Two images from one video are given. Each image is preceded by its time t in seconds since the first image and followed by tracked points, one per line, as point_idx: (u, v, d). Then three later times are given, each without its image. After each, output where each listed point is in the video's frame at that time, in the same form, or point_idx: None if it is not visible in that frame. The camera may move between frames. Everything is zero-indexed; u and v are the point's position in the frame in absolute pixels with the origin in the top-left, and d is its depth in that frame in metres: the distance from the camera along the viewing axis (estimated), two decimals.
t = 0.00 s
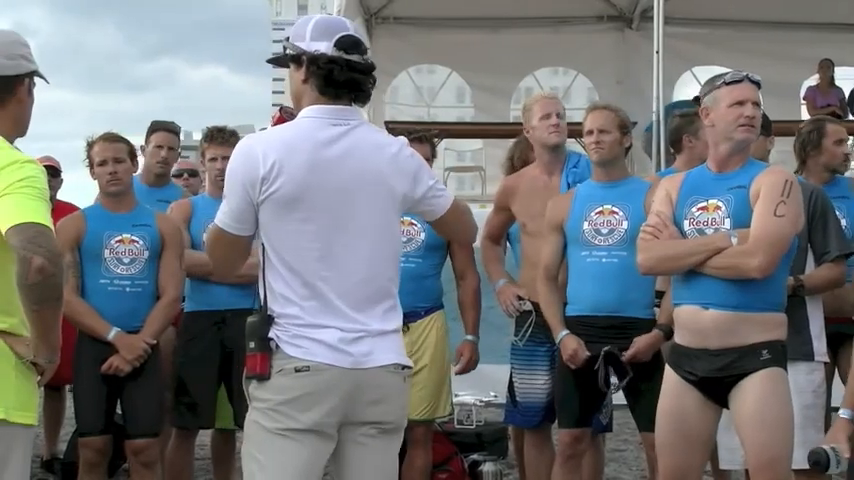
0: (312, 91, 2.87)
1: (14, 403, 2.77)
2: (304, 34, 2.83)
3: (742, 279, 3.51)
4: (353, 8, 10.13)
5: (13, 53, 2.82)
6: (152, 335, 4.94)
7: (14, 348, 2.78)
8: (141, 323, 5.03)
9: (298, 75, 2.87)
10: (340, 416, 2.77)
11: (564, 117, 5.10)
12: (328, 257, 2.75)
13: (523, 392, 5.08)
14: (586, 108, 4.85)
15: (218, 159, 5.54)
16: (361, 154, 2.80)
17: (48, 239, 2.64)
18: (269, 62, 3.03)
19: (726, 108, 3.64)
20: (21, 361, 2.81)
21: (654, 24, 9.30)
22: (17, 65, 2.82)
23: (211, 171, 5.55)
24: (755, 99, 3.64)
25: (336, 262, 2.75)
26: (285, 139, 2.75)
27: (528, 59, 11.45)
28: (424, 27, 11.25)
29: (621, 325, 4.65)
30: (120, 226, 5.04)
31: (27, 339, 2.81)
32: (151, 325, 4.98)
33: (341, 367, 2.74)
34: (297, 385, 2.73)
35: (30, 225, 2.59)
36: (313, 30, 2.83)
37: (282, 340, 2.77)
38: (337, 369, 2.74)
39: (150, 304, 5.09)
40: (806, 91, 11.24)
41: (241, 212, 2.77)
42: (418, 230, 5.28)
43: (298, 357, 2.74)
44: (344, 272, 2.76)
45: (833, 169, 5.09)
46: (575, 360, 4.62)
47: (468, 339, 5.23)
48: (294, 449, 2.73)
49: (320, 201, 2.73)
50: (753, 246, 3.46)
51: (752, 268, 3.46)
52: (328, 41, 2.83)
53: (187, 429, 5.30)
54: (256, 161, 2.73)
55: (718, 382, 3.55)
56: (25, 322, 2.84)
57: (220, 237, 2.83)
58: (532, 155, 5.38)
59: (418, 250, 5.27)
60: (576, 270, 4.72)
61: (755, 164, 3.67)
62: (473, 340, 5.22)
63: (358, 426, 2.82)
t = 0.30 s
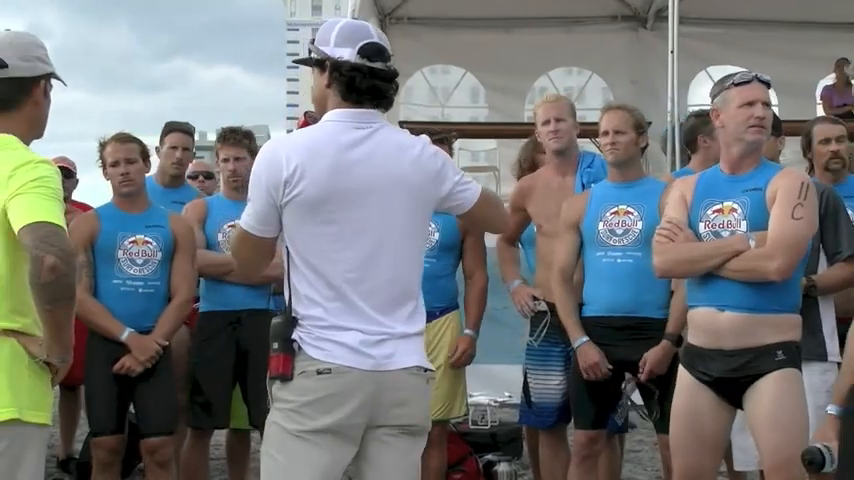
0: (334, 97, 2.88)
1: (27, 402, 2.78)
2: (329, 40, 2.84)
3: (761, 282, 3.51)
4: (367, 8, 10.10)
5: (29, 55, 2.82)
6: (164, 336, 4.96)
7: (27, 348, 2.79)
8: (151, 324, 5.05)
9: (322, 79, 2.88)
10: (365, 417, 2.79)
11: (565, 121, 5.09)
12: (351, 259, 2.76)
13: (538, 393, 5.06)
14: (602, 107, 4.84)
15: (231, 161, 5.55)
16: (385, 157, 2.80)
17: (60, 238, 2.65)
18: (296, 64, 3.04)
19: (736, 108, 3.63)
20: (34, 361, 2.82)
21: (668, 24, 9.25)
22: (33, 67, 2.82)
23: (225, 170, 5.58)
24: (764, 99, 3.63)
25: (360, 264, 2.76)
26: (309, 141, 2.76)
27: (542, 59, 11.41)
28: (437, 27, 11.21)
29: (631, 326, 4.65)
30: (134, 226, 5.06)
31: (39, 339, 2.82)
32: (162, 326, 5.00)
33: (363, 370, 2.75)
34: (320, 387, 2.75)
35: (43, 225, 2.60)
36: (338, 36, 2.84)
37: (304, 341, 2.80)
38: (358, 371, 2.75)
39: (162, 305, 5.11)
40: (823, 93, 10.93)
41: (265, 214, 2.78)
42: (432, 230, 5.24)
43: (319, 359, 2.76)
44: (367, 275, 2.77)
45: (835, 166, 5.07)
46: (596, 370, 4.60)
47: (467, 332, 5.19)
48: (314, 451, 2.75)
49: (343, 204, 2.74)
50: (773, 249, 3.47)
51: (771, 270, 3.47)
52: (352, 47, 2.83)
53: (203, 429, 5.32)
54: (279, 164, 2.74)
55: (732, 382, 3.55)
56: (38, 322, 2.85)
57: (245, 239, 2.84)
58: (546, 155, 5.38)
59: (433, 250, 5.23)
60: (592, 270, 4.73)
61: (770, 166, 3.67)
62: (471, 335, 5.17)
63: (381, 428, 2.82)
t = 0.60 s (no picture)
0: (353, 96, 2.91)
1: (48, 401, 2.80)
2: (344, 41, 2.88)
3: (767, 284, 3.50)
4: (387, 8, 10.08)
5: (49, 56, 2.83)
6: (184, 335, 4.97)
7: (47, 347, 2.81)
8: (171, 323, 5.07)
9: (340, 79, 2.92)
10: (374, 418, 2.83)
11: (584, 123, 5.09)
12: (362, 260, 2.80)
13: (558, 393, 5.06)
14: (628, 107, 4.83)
15: (244, 163, 5.55)
16: (400, 158, 2.83)
17: (80, 236, 2.66)
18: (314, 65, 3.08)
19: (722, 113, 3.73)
20: (54, 361, 2.83)
21: (688, 24, 9.18)
22: (54, 68, 2.84)
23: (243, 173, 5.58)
24: (734, 104, 3.65)
25: (372, 264, 2.81)
26: (324, 142, 2.79)
27: (561, 58, 11.38)
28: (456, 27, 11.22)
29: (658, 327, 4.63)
30: (156, 226, 5.08)
31: (59, 338, 2.83)
32: (182, 326, 5.01)
33: (372, 370, 2.80)
34: (329, 389, 2.80)
35: (63, 223, 2.62)
36: (352, 37, 2.87)
37: (314, 341, 2.85)
38: (367, 371, 2.80)
39: (183, 305, 5.13)
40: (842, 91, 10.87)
41: (280, 212, 2.82)
42: (451, 229, 5.23)
43: (329, 360, 2.81)
44: (378, 275, 2.82)
45: (831, 169, 5.04)
46: (657, 342, 4.47)
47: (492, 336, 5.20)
48: (325, 452, 2.80)
49: (355, 205, 2.78)
50: (775, 251, 3.44)
51: (771, 272, 3.45)
52: (367, 46, 2.87)
53: (224, 429, 5.34)
54: (294, 164, 2.78)
55: (749, 382, 3.55)
56: (58, 322, 2.86)
57: (261, 237, 2.88)
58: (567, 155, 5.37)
59: (452, 249, 5.23)
60: (618, 271, 4.72)
61: (791, 163, 3.63)
62: (497, 339, 5.19)
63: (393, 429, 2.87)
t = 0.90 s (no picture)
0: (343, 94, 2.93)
1: (66, 402, 2.80)
2: (334, 40, 2.90)
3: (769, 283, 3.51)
4: (405, 8, 10.06)
5: (66, 57, 2.84)
6: (209, 335, 4.97)
7: (65, 347, 2.82)
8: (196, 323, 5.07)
9: (330, 78, 2.94)
10: (359, 418, 2.84)
11: (600, 123, 5.07)
12: (345, 260, 2.80)
13: (575, 393, 5.05)
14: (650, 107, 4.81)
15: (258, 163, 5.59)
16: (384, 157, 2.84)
17: (98, 235, 2.66)
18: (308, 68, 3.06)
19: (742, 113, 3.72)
20: (72, 360, 2.83)
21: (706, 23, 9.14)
22: (70, 69, 2.84)
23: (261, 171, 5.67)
24: (754, 103, 3.64)
25: (353, 264, 2.81)
26: (309, 141, 2.82)
27: (577, 59, 11.31)
28: (479, 27, 11.28)
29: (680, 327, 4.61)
30: (179, 225, 5.08)
31: (77, 338, 2.84)
32: (206, 325, 5.00)
33: (355, 370, 2.80)
34: (314, 388, 2.81)
35: (81, 222, 2.62)
36: (342, 36, 2.89)
37: (299, 340, 2.87)
38: (351, 371, 2.80)
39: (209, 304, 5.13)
40: None
41: (267, 212, 2.84)
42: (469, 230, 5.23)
43: (314, 359, 2.82)
44: (362, 276, 2.82)
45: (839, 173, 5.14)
46: (678, 344, 4.46)
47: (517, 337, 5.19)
48: (309, 452, 2.82)
49: (338, 204, 2.79)
50: (768, 249, 3.46)
51: (764, 271, 3.47)
52: (356, 45, 2.88)
53: (241, 429, 5.36)
54: (279, 163, 2.81)
55: (763, 382, 3.55)
56: (76, 321, 2.87)
57: (251, 237, 2.90)
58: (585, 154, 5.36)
59: (469, 250, 5.22)
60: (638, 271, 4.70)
61: (804, 162, 3.60)
62: (522, 341, 5.19)
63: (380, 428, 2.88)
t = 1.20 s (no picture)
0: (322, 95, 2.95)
1: (82, 402, 2.81)
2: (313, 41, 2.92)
3: (780, 284, 3.51)
4: (419, 9, 10.06)
5: (73, 56, 2.85)
6: (229, 335, 4.93)
7: (80, 348, 2.82)
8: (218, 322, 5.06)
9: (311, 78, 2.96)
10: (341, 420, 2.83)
11: (613, 125, 5.07)
12: (320, 261, 2.80)
13: (589, 395, 5.05)
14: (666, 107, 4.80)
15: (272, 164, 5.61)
16: (361, 157, 2.82)
17: (110, 236, 2.67)
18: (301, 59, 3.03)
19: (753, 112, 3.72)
20: (87, 361, 2.84)
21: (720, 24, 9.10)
22: (79, 68, 2.85)
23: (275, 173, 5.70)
24: (766, 103, 3.63)
25: (330, 266, 2.79)
26: (288, 143, 2.83)
27: (592, 59, 11.32)
28: (491, 27, 11.22)
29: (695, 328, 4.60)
30: (200, 225, 5.09)
31: (92, 338, 2.84)
32: (227, 326, 4.95)
33: (333, 371, 2.79)
34: (293, 388, 2.81)
35: (93, 223, 2.63)
36: (320, 37, 2.91)
37: (281, 342, 2.89)
38: (330, 372, 2.79)
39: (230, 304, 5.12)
40: None
41: (250, 217, 2.89)
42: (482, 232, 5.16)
43: (292, 359, 2.83)
44: (337, 277, 2.80)
45: None
46: (693, 347, 4.45)
47: (518, 336, 5.13)
48: (301, 452, 2.81)
49: (312, 205, 2.79)
50: (777, 252, 3.46)
51: (775, 273, 3.47)
52: (330, 46, 2.90)
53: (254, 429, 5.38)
54: (258, 166, 2.85)
55: (776, 384, 3.55)
56: (91, 321, 2.88)
57: (239, 239, 2.97)
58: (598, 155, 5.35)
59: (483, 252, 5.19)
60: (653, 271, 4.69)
61: (815, 163, 3.59)
62: (522, 339, 5.12)
63: (366, 432, 2.84)
